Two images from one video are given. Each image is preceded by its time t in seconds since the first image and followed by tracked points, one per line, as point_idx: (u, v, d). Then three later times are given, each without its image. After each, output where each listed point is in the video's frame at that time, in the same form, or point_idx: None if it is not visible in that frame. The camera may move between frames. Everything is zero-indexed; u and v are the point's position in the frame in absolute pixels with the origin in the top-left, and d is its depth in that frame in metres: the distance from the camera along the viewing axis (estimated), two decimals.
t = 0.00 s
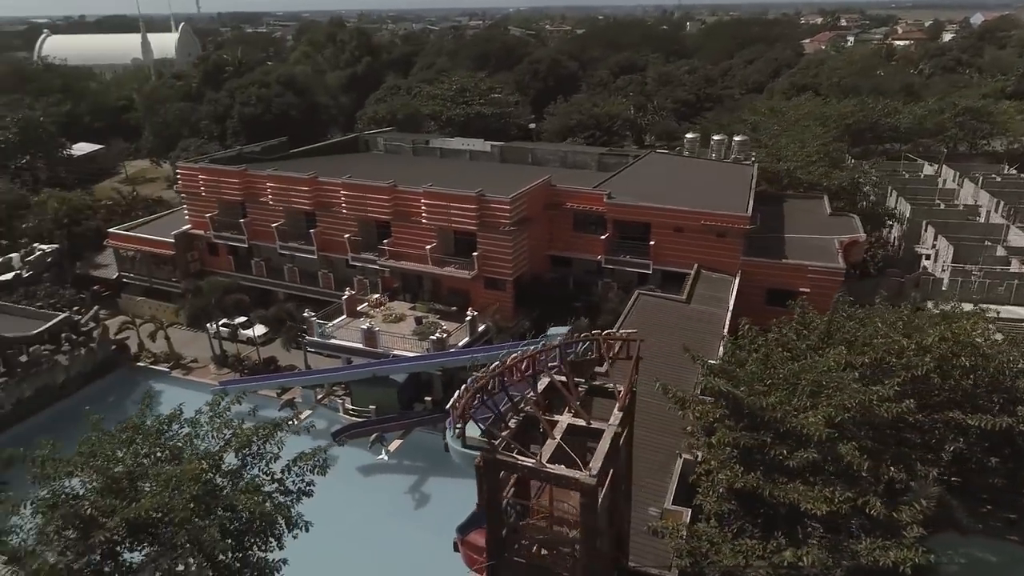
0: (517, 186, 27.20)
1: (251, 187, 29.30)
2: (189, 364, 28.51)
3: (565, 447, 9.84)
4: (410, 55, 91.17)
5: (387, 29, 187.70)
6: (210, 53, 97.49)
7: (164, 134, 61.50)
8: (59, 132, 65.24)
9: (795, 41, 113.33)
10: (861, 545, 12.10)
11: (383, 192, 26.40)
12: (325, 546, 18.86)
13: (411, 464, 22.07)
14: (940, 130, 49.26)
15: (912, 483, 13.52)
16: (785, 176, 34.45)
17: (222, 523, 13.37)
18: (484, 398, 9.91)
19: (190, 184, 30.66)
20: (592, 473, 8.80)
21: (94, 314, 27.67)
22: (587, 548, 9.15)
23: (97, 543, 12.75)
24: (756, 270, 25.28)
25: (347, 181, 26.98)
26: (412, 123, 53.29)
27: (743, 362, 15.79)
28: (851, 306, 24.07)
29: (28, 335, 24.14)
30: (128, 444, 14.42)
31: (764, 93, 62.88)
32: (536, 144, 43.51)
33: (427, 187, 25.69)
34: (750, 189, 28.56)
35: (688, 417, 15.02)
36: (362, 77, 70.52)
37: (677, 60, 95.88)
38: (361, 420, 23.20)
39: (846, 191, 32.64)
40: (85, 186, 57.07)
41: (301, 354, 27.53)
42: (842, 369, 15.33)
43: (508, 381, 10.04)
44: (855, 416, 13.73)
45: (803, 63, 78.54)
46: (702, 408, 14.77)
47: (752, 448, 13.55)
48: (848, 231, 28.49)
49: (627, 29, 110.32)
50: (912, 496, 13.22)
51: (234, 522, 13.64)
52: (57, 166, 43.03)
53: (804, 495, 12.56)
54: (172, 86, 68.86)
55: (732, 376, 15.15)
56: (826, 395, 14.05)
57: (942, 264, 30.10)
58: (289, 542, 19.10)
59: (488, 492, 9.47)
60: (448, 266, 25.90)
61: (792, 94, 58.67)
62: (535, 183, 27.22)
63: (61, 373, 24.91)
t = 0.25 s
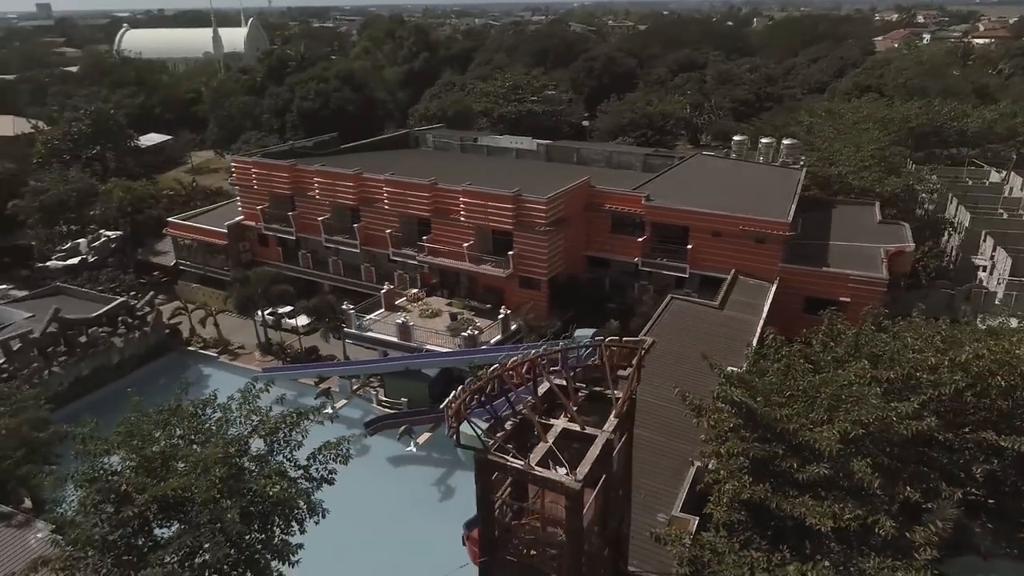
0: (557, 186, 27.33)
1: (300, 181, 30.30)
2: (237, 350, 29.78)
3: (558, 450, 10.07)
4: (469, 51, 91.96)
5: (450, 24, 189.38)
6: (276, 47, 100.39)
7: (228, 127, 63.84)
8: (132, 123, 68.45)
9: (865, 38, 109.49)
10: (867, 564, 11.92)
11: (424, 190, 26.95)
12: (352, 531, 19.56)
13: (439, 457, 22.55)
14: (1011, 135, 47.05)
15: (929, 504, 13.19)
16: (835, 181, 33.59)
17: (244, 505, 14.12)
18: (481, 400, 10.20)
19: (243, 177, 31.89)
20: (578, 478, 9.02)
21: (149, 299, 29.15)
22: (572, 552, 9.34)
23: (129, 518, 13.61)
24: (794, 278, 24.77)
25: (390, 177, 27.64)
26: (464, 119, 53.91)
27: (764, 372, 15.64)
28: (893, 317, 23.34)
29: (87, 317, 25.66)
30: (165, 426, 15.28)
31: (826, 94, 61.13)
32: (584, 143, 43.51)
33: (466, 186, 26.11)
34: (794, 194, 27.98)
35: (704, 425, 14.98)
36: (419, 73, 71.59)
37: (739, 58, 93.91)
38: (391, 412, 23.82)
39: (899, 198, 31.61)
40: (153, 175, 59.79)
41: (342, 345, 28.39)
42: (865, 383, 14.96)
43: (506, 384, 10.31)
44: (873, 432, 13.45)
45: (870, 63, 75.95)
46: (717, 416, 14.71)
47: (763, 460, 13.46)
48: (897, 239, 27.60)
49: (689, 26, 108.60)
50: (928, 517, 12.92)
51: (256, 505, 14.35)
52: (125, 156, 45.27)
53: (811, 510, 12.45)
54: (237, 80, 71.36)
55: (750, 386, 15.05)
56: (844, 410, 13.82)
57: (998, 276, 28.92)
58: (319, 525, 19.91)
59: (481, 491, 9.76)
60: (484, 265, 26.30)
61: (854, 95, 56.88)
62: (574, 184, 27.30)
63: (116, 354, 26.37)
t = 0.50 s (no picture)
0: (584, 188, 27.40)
1: (334, 179, 31.00)
2: (270, 342, 30.64)
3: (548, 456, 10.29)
4: (512, 49, 92.16)
5: (497, 21, 189.78)
6: (323, 44, 102.31)
7: (273, 122, 65.33)
8: (182, 118, 70.58)
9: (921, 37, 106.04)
10: None
11: (452, 189, 27.32)
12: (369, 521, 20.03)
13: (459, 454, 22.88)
14: None
15: (939, 522, 12.94)
16: (874, 187, 32.85)
17: (258, 494, 14.45)
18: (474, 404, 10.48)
19: (281, 174, 32.76)
20: (560, 483, 9.18)
21: (188, 290, 30.17)
22: (556, 555, 9.48)
23: (150, 502, 14.16)
24: (823, 286, 24.33)
25: (420, 176, 28.08)
26: (502, 118, 54.19)
27: (777, 382, 15.54)
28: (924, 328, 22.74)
29: (128, 307, 26.75)
30: (189, 415, 15.88)
31: (873, 95, 59.58)
32: (620, 143, 43.33)
33: (493, 186, 26.39)
34: (827, 199, 27.46)
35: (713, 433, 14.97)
36: (460, 70, 72.13)
37: (787, 57, 92.01)
38: (413, 408, 23.95)
39: (939, 205, 30.73)
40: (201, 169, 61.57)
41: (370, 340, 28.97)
42: (879, 398, 14.71)
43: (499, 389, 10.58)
44: (883, 447, 13.25)
45: (923, 63, 73.64)
46: (725, 425, 14.69)
47: (767, 470, 13.41)
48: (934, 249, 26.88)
49: (736, 24, 106.85)
50: (935, 535, 12.68)
51: (270, 494, 14.70)
52: (173, 150, 46.79)
53: (812, 522, 12.36)
54: (284, 77, 72.96)
55: (760, 395, 14.98)
56: (854, 423, 13.64)
57: None
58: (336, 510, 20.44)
59: (471, 492, 9.99)
60: (509, 265, 26.54)
61: (903, 97, 55.34)
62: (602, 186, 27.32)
63: (155, 344, 27.40)
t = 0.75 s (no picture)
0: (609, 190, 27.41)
1: (365, 177, 31.58)
2: (299, 335, 31.41)
3: (537, 460, 10.47)
4: (553, 47, 92.13)
5: (541, 18, 189.63)
6: (366, 41, 103.79)
7: (314, 119, 66.57)
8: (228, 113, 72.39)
9: (976, 35, 102.60)
10: None
11: (477, 190, 27.63)
12: (387, 514, 20.55)
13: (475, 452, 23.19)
14: None
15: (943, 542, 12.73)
16: (911, 193, 32.10)
17: (269, 486, 14.91)
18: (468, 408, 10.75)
19: (314, 171, 33.50)
20: (543, 489, 9.38)
21: (223, 283, 31.09)
22: (540, 560, 9.68)
23: (168, 490, 14.74)
24: (849, 294, 23.93)
25: (447, 176, 28.43)
26: (538, 117, 54.31)
27: (786, 392, 15.41)
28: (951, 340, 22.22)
29: (164, 299, 27.76)
30: (210, 408, 16.47)
31: (920, 97, 57.96)
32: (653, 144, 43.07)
33: (517, 187, 26.64)
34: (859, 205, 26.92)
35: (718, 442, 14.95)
36: (499, 68, 72.47)
37: (834, 56, 90.03)
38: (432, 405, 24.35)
39: (978, 214, 29.87)
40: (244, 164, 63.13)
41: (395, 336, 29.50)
42: (889, 413, 14.49)
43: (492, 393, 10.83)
44: (888, 464, 13.08)
45: (976, 64, 71.31)
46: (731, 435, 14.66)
47: (769, 482, 13.36)
48: (969, 258, 26.16)
49: (782, 22, 104.91)
50: (938, 555, 12.50)
51: (281, 486, 15.18)
52: (215, 146, 48.11)
53: (810, 537, 12.30)
54: (326, 73, 74.22)
55: (767, 406, 14.90)
56: (860, 438, 13.49)
57: None
58: (354, 504, 21.00)
59: (461, 494, 10.24)
60: (532, 266, 26.71)
61: (951, 99, 53.77)
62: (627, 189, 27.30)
63: (188, 334, 28.34)
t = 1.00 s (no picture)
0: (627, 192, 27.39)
1: (387, 176, 32.00)
2: (320, 330, 31.94)
3: (527, 464, 10.62)
4: (584, 45, 91.92)
5: (574, 15, 188.99)
6: (398, 39, 104.68)
7: (345, 116, 67.35)
8: (261, 110, 73.61)
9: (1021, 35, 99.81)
10: None
11: (496, 190, 27.84)
12: (394, 506, 20.89)
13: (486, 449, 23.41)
14: None
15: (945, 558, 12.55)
16: (939, 199, 31.44)
17: (277, 480, 15.31)
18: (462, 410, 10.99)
19: (339, 169, 34.04)
20: (529, 492, 9.55)
21: (247, 278, 31.74)
22: (525, 560, 9.85)
23: (180, 481, 15.22)
24: (870, 302, 23.57)
25: (466, 176, 28.68)
26: (564, 117, 54.27)
27: (792, 399, 15.32)
28: (973, 351, 21.81)
29: (189, 292, 28.45)
30: (224, 402, 16.92)
31: (957, 99, 56.63)
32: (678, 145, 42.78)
33: (535, 189, 26.78)
34: (882, 211, 26.48)
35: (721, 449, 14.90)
36: (528, 66, 72.59)
37: (870, 56, 88.26)
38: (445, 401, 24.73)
39: (1009, 221, 29.14)
40: (274, 160, 64.17)
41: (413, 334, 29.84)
42: (894, 425, 14.33)
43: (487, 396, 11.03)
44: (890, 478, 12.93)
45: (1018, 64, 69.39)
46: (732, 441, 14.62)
47: (767, 491, 13.34)
48: (995, 267, 25.58)
49: (819, 21, 103.17)
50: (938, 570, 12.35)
51: (288, 481, 15.58)
52: (246, 143, 49.02)
53: (806, 549, 12.25)
54: (357, 71, 75.03)
55: (771, 412, 14.86)
56: (863, 449, 13.36)
57: None
58: (362, 497, 21.36)
59: (454, 491, 10.48)
60: (549, 267, 26.83)
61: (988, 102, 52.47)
62: (645, 191, 27.23)
63: (212, 328, 29.04)
